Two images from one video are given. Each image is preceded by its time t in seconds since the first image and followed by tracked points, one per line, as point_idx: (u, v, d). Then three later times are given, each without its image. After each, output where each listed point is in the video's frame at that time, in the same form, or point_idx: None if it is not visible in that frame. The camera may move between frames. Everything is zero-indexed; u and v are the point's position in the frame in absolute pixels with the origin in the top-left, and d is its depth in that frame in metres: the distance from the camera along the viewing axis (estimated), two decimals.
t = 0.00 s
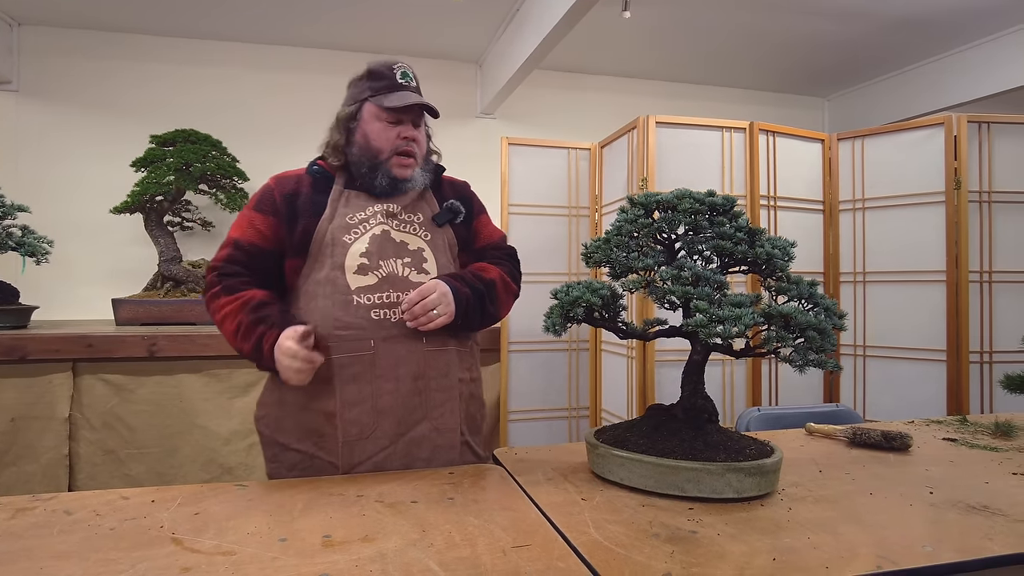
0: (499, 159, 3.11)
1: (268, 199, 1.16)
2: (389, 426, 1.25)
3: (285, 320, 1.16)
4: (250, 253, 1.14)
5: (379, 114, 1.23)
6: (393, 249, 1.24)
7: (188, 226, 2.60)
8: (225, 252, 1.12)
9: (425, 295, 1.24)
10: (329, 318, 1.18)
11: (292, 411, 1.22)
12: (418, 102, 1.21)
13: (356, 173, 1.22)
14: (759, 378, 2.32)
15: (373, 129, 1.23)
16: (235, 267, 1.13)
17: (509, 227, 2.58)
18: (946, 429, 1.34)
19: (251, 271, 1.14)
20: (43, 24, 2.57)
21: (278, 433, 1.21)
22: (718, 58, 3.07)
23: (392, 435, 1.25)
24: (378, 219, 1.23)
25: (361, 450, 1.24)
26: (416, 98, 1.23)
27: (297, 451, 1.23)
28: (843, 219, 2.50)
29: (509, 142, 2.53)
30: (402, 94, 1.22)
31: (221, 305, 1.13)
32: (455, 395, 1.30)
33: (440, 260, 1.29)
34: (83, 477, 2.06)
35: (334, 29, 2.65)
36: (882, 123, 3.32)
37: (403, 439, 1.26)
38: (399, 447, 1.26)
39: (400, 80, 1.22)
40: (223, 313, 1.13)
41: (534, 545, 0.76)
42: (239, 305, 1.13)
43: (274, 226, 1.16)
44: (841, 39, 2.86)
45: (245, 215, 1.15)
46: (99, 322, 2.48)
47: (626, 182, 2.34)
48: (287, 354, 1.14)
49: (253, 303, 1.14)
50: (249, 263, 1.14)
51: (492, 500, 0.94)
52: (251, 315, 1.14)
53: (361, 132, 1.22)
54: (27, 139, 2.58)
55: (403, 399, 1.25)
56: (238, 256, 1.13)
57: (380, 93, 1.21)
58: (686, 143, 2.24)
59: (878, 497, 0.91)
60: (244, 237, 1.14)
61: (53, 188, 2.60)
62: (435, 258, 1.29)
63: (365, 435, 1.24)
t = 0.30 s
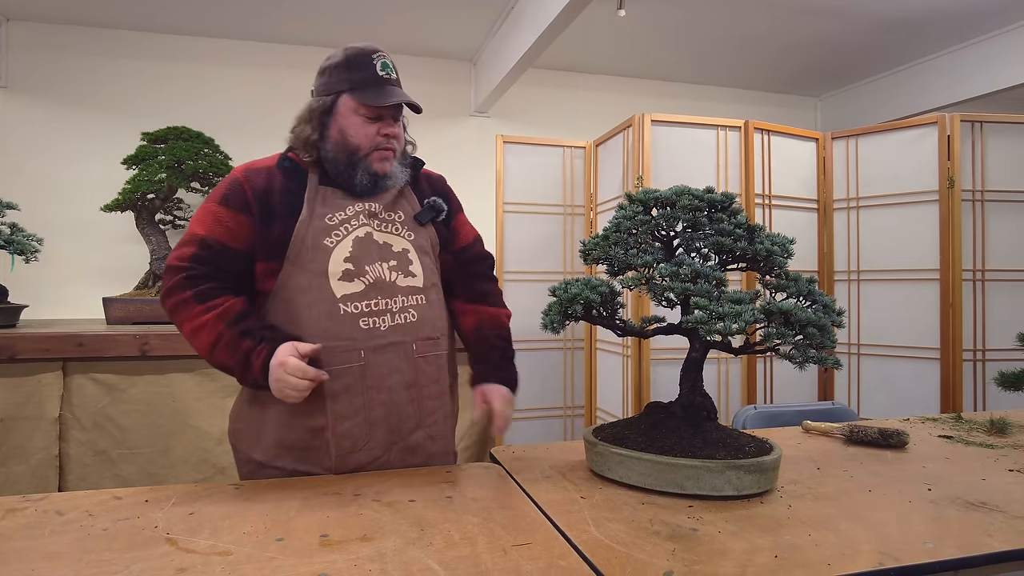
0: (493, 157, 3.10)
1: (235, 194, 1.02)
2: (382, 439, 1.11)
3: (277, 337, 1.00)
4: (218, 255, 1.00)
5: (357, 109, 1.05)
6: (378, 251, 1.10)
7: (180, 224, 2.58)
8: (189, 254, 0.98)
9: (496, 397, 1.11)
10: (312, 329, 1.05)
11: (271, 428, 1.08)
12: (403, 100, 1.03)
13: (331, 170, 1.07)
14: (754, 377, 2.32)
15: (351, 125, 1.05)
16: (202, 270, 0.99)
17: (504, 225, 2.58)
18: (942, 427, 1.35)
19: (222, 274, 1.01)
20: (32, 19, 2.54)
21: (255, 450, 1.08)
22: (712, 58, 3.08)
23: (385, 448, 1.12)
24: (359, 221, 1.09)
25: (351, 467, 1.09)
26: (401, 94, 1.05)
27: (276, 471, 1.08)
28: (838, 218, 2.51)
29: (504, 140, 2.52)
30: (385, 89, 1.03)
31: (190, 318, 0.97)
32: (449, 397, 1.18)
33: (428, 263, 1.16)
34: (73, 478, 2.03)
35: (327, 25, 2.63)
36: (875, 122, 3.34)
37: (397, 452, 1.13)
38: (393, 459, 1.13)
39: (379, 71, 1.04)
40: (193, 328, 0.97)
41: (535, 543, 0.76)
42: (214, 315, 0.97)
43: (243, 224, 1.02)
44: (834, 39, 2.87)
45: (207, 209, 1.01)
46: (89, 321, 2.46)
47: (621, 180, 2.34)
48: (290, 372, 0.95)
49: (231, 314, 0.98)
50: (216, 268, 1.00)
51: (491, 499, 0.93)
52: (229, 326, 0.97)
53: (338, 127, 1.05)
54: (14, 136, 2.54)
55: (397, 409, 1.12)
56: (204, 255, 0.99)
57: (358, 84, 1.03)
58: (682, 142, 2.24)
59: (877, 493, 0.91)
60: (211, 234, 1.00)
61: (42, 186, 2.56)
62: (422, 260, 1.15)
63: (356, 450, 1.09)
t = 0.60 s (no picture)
0: (490, 156, 3.09)
1: (246, 190, 0.98)
2: (394, 444, 1.11)
3: (295, 348, 0.96)
4: (230, 254, 0.96)
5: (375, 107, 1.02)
6: (394, 257, 1.08)
7: (174, 222, 2.55)
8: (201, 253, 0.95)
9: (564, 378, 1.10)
10: (329, 337, 1.04)
11: (278, 434, 1.07)
12: (427, 104, 1.00)
13: (347, 170, 1.05)
14: (752, 376, 2.32)
15: (371, 126, 1.02)
16: (214, 273, 0.95)
17: (502, 224, 2.56)
18: (941, 425, 1.35)
19: (235, 277, 0.97)
20: (23, 15, 2.51)
21: (261, 457, 1.07)
22: (710, 57, 3.07)
23: (397, 453, 1.12)
24: (374, 226, 1.07)
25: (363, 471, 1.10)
26: (423, 97, 1.01)
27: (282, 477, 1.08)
28: (835, 217, 2.52)
29: (501, 139, 2.51)
30: (406, 87, 1.00)
31: (201, 323, 0.93)
32: (458, 401, 1.19)
33: (439, 268, 1.15)
34: (66, 479, 2.01)
35: (321, 23, 2.61)
36: (872, 122, 3.34)
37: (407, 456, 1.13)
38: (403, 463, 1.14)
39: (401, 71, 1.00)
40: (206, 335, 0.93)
41: (537, 544, 0.75)
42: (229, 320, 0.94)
43: (256, 222, 0.98)
44: (831, 38, 2.87)
45: (218, 207, 0.97)
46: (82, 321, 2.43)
47: (619, 179, 2.33)
48: (313, 388, 0.91)
49: (246, 320, 0.95)
50: (228, 268, 0.96)
51: (492, 499, 0.92)
52: (244, 333, 0.94)
53: (358, 127, 1.02)
54: (6, 133, 2.51)
55: (410, 414, 1.11)
56: (214, 255, 0.95)
57: (380, 84, 0.99)
58: (679, 141, 2.24)
59: (879, 492, 0.91)
60: (224, 235, 0.96)
61: (34, 184, 2.53)
62: (434, 266, 1.14)
63: (368, 455, 1.09)
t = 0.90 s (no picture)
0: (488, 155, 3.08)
1: (311, 192, 1.23)
2: (429, 436, 1.32)
3: (343, 340, 1.25)
4: (293, 247, 1.22)
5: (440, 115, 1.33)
6: (442, 265, 1.31)
7: (168, 221, 2.53)
8: (267, 245, 1.21)
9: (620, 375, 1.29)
10: (375, 330, 1.26)
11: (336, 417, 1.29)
12: (484, 113, 1.32)
13: (410, 173, 1.30)
14: (750, 375, 2.32)
15: (435, 134, 1.32)
16: (277, 263, 1.22)
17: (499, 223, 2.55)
18: (940, 424, 1.35)
19: (294, 270, 1.23)
20: (15, 12, 2.49)
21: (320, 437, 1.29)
22: (708, 56, 3.07)
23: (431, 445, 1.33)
24: (425, 230, 1.30)
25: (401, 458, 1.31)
26: (479, 106, 1.33)
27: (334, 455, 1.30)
28: (833, 216, 2.52)
29: (499, 137, 2.50)
30: (466, 101, 1.32)
31: (265, 307, 1.22)
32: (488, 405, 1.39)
33: (480, 276, 1.35)
34: (59, 480, 1.99)
35: (317, 21, 2.60)
36: (869, 122, 3.35)
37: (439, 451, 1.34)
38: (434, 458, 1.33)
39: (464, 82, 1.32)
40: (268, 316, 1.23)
41: (537, 544, 0.74)
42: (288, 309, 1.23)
43: (317, 220, 1.24)
44: (827, 38, 2.88)
45: (284, 210, 1.22)
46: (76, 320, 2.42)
47: (616, 177, 2.33)
48: (358, 378, 1.24)
49: (302, 311, 1.23)
50: (288, 258, 1.22)
51: (491, 499, 0.91)
52: (300, 321, 1.23)
53: (424, 135, 1.31)
54: None
55: (445, 413, 1.33)
56: (280, 246, 1.22)
57: (444, 98, 1.31)
58: (677, 139, 2.23)
59: (881, 492, 0.90)
60: (288, 235, 1.21)
61: (27, 182, 2.52)
62: (477, 274, 1.35)
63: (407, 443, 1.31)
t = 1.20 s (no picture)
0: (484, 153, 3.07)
1: (359, 179, 1.21)
2: (430, 437, 1.21)
3: (363, 324, 1.19)
4: (333, 230, 1.20)
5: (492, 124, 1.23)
6: (470, 265, 1.22)
7: (162, 219, 2.52)
8: (310, 226, 1.19)
9: (662, 395, 1.14)
10: (395, 323, 1.19)
11: (342, 397, 1.23)
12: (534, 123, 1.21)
13: (454, 178, 1.24)
14: (746, 374, 2.32)
15: (486, 142, 1.23)
16: (317, 245, 1.20)
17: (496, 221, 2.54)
18: (937, 422, 1.35)
19: (332, 250, 1.21)
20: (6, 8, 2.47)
21: (324, 415, 1.25)
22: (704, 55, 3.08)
23: (430, 448, 1.22)
24: (460, 233, 1.22)
25: (397, 455, 1.21)
26: (535, 118, 1.22)
27: (333, 436, 1.25)
28: (829, 214, 2.53)
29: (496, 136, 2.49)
30: (521, 110, 1.21)
31: (300, 285, 1.20)
32: (501, 411, 1.26)
33: (512, 284, 1.26)
34: (52, 480, 1.97)
35: (312, 19, 2.59)
36: (864, 121, 3.36)
37: (438, 454, 1.22)
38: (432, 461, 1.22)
39: (519, 92, 1.21)
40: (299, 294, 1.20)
41: (537, 543, 0.74)
42: (317, 288, 1.20)
43: (359, 207, 1.21)
44: (823, 37, 2.88)
45: (334, 190, 1.21)
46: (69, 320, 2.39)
47: (613, 175, 2.32)
48: (363, 361, 1.16)
49: (330, 291, 1.19)
50: (328, 241, 1.20)
51: (490, 498, 0.91)
52: (327, 303, 1.19)
53: (474, 141, 1.23)
54: None
55: (450, 413, 1.22)
56: (322, 230, 1.20)
57: (499, 104, 1.21)
58: (674, 138, 2.23)
59: (880, 489, 0.90)
60: (331, 214, 1.20)
61: (19, 180, 2.49)
62: (508, 281, 1.25)
63: (406, 440, 1.21)
